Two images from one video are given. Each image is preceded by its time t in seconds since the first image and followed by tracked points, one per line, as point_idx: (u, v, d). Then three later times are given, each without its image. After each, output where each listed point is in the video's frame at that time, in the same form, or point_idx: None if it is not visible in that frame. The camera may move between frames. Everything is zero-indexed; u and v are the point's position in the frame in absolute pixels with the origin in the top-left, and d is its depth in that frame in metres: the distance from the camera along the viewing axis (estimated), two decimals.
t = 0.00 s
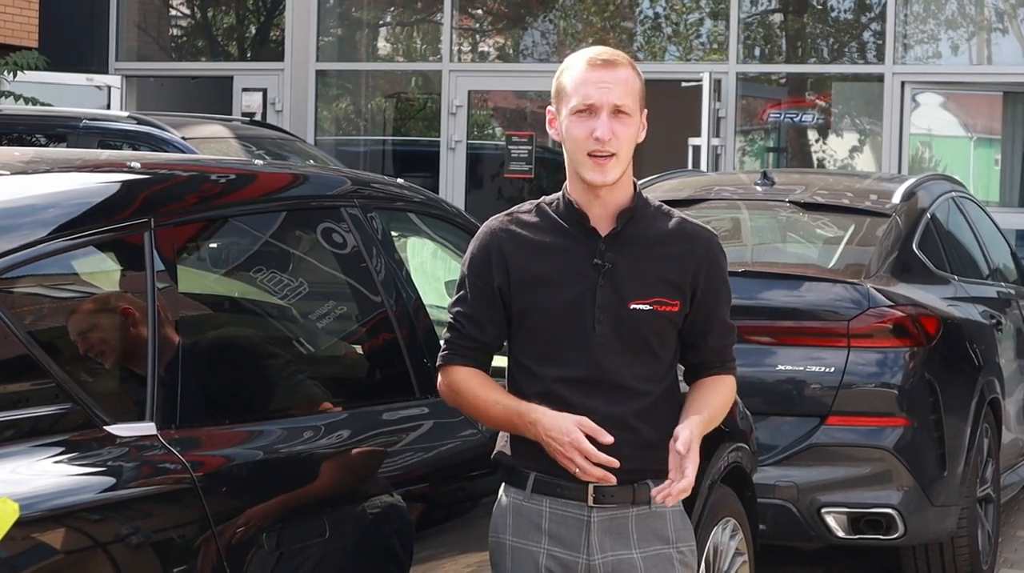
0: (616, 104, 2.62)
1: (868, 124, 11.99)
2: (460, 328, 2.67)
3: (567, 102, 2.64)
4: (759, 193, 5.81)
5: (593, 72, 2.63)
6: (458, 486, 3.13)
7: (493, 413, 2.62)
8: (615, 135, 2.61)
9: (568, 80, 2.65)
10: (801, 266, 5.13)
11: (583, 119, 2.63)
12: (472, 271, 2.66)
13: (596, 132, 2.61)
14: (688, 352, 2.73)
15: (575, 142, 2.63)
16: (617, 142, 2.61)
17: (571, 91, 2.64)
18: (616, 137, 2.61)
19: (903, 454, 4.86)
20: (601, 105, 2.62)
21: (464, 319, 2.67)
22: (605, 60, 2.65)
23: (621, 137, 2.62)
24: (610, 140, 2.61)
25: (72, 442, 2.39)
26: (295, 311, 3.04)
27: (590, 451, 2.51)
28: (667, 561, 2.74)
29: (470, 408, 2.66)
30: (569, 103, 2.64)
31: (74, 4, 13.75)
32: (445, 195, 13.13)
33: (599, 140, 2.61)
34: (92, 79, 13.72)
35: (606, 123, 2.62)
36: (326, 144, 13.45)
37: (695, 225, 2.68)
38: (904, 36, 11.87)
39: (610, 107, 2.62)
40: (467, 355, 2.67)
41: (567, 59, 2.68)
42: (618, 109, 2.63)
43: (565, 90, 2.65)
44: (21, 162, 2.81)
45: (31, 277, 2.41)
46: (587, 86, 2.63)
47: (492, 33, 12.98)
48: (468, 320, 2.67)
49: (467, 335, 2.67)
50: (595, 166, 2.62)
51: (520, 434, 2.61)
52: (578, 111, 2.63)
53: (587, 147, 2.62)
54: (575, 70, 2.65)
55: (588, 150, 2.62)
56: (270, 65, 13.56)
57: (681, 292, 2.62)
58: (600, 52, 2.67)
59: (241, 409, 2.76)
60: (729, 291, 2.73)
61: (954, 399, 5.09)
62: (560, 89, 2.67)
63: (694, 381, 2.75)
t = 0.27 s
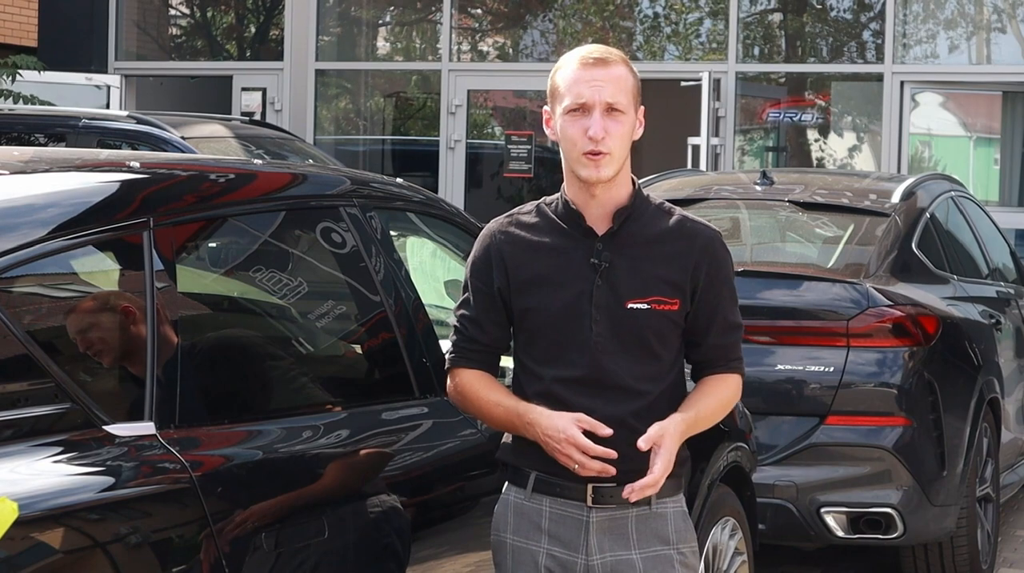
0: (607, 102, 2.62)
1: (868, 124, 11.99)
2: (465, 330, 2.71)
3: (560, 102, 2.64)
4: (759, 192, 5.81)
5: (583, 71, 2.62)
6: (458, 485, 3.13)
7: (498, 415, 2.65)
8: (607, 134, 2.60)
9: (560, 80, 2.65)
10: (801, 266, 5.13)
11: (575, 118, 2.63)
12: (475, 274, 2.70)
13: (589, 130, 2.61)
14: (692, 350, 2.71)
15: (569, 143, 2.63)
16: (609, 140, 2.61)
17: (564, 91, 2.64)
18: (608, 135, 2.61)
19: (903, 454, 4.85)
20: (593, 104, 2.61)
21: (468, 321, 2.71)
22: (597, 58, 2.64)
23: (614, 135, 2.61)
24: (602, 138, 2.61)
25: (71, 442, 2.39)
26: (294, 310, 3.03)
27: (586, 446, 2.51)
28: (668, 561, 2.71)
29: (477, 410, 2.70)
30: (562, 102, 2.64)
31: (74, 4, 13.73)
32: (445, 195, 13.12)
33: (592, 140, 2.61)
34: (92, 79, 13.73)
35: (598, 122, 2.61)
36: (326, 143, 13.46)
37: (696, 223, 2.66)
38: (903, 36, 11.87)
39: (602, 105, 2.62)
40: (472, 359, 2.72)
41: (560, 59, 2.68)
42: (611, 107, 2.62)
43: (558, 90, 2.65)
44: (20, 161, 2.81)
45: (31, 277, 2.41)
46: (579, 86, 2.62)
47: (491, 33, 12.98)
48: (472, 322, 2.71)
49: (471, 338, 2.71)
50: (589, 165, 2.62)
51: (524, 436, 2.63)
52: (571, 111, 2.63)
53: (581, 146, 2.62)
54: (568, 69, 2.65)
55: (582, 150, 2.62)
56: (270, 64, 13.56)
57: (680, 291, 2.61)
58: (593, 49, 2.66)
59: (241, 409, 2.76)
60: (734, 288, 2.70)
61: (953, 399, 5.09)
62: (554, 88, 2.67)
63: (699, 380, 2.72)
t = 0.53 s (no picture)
0: (607, 99, 2.61)
1: (867, 123, 11.99)
2: (472, 329, 2.72)
3: (561, 101, 2.65)
4: (757, 191, 5.82)
5: (582, 68, 2.62)
6: (456, 485, 3.13)
7: (502, 414, 2.64)
8: (608, 130, 2.60)
9: (561, 79, 2.65)
10: (800, 266, 5.13)
11: (577, 116, 2.63)
12: (481, 273, 2.71)
13: (590, 128, 2.60)
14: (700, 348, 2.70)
15: (571, 141, 2.63)
16: (610, 137, 2.60)
17: (564, 89, 2.64)
18: (609, 132, 2.61)
19: (902, 454, 4.86)
20: (593, 101, 2.61)
21: (475, 320, 2.72)
22: (597, 55, 2.64)
23: (615, 132, 2.61)
24: (603, 135, 2.60)
25: (70, 442, 2.39)
26: (292, 310, 3.03)
27: (585, 442, 2.50)
28: (672, 561, 2.70)
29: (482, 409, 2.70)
30: (563, 101, 2.64)
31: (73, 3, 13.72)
32: (444, 194, 13.11)
33: (593, 137, 2.60)
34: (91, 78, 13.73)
35: (599, 119, 2.61)
36: (325, 143, 13.46)
37: (701, 220, 2.65)
38: (903, 35, 11.86)
39: (602, 102, 2.62)
40: (478, 358, 2.73)
41: (561, 58, 2.68)
42: (611, 104, 2.62)
43: (559, 89, 2.66)
44: (19, 161, 2.81)
45: (30, 277, 2.41)
46: (579, 83, 2.63)
47: (490, 33, 12.98)
48: (478, 321, 2.72)
49: (477, 337, 2.72)
50: (592, 163, 2.62)
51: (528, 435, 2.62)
52: (572, 109, 2.63)
53: (582, 144, 2.62)
54: (568, 67, 2.65)
55: (584, 148, 2.62)
56: (269, 64, 13.56)
57: (685, 288, 2.60)
58: (593, 47, 2.66)
59: (240, 409, 2.76)
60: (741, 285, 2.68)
61: (952, 399, 5.09)
62: (555, 87, 2.67)
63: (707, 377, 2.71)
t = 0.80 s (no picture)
0: (616, 94, 2.62)
1: (866, 123, 11.99)
2: (481, 323, 2.72)
3: (570, 98, 2.65)
4: (756, 191, 5.82)
5: (590, 64, 2.63)
6: (455, 484, 3.14)
7: (513, 408, 2.64)
8: (617, 125, 2.60)
9: (569, 76, 2.66)
10: (798, 266, 5.14)
11: (585, 113, 2.63)
12: (491, 267, 2.71)
13: (599, 123, 2.60)
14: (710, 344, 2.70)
15: (580, 137, 2.63)
16: (620, 132, 2.60)
17: (572, 85, 2.65)
18: (619, 127, 2.61)
19: (900, 454, 4.86)
20: (601, 97, 2.62)
21: (485, 314, 2.72)
22: (603, 50, 2.64)
23: (624, 127, 2.61)
24: (613, 130, 2.60)
25: (68, 442, 2.39)
26: (291, 310, 3.03)
27: (600, 428, 2.49)
28: (684, 558, 2.68)
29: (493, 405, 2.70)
30: (571, 97, 2.65)
31: (72, 4, 13.74)
32: (443, 194, 13.10)
33: (602, 132, 2.60)
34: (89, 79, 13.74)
35: (608, 114, 2.61)
36: (323, 143, 13.46)
37: (711, 215, 2.65)
38: (901, 35, 11.86)
39: (611, 98, 2.62)
40: (488, 353, 2.73)
41: (568, 55, 2.68)
42: (619, 99, 2.62)
43: (567, 86, 2.66)
44: (18, 161, 2.81)
45: (29, 277, 2.41)
46: (587, 79, 2.63)
47: (489, 33, 12.98)
48: (488, 315, 2.72)
49: (487, 332, 2.72)
50: (603, 159, 2.62)
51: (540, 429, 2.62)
52: (580, 105, 2.63)
53: (592, 140, 2.62)
54: (575, 64, 2.66)
55: (594, 143, 2.62)
56: (268, 64, 13.57)
57: (696, 283, 2.60)
58: (599, 44, 2.67)
59: (238, 409, 2.76)
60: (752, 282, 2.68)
61: (950, 399, 5.09)
62: (563, 84, 2.68)
63: (718, 374, 2.70)
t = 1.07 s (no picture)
0: (630, 90, 2.62)
1: (864, 123, 11.99)
2: (494, 320, 2.71)
3: (584, 95, 2.65)
4: (754, 191, 5.83)
5: (603, 61, 2.63)
6: (454, 484, 3.14)
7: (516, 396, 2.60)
8: (632, 121, 2.60)
9: (582, 73, 2.66)
10: (796, 266, 5.14)
11: (599, 110, 2.63)
12: (503, 264, 2.70)
13: (614, 119, 2.60)
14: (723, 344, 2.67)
15: (594, 134, 2.63)
16: (635, 128, 2.60)
17: (586, 82, 2.65)
18: (634, 123, 2.60)
19: (898, 454, 4.86)
20: (615, 93, 2.62)
21: (497, 311, 2.70)
22: (617, 47, 2.64)
23: (639, 123, 2.61)
24: (628, 126, 2.60)
25: (67, 442, 2.39)
26: (289, 310, 3.03)
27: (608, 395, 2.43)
28: (695, 558, 2.66)
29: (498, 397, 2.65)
30: (585, 95, 2.65)
31: (71, 3, 13.73)
32: (441, 193, 13.09)
33: (617, 128, 2.60)
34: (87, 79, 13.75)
35: (622, 110, 2.61)
36: (321, 144, 13.47)
37: (725, 215, 2.63)
38: (900, 35, 11.86)
39: (625, 94, 2.62)
40: (500, 348, 2.71)
41: (582, 53, 2.69)
42: (633, 95, 2.62)
43: (581, 83, 2.66)
44: (16, 161, 2.81)
45: (27, 277, 2.41)
46: (600, 76, 2.63)
47: (487, 33, 12.98)
48: (500, 312, 2.70)
49: (499, 329, 2.70)
50: (618, 155, 2.61)
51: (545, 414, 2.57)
52: (594, 102, 2.63)
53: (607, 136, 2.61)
54: (589, 62, 2.66)
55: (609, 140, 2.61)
56: (266, 64, 13.57)
57: (710, 283, 2.58)
58: (611, 41, 2.67)
59: (237, 409, 2.76)
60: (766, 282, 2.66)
61: (948, 399, 5.09)
62: (577, 82, 2.68)
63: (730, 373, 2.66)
